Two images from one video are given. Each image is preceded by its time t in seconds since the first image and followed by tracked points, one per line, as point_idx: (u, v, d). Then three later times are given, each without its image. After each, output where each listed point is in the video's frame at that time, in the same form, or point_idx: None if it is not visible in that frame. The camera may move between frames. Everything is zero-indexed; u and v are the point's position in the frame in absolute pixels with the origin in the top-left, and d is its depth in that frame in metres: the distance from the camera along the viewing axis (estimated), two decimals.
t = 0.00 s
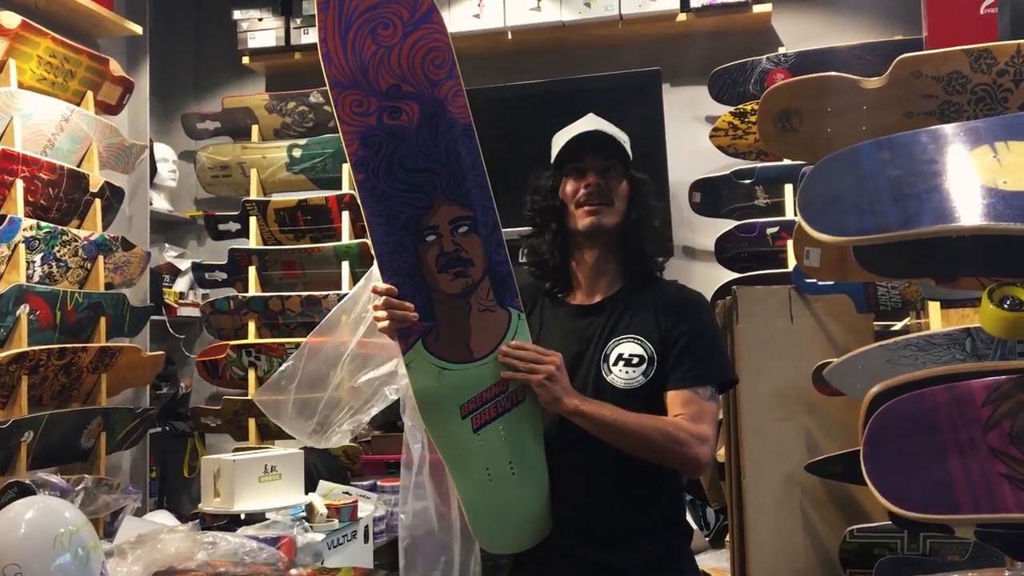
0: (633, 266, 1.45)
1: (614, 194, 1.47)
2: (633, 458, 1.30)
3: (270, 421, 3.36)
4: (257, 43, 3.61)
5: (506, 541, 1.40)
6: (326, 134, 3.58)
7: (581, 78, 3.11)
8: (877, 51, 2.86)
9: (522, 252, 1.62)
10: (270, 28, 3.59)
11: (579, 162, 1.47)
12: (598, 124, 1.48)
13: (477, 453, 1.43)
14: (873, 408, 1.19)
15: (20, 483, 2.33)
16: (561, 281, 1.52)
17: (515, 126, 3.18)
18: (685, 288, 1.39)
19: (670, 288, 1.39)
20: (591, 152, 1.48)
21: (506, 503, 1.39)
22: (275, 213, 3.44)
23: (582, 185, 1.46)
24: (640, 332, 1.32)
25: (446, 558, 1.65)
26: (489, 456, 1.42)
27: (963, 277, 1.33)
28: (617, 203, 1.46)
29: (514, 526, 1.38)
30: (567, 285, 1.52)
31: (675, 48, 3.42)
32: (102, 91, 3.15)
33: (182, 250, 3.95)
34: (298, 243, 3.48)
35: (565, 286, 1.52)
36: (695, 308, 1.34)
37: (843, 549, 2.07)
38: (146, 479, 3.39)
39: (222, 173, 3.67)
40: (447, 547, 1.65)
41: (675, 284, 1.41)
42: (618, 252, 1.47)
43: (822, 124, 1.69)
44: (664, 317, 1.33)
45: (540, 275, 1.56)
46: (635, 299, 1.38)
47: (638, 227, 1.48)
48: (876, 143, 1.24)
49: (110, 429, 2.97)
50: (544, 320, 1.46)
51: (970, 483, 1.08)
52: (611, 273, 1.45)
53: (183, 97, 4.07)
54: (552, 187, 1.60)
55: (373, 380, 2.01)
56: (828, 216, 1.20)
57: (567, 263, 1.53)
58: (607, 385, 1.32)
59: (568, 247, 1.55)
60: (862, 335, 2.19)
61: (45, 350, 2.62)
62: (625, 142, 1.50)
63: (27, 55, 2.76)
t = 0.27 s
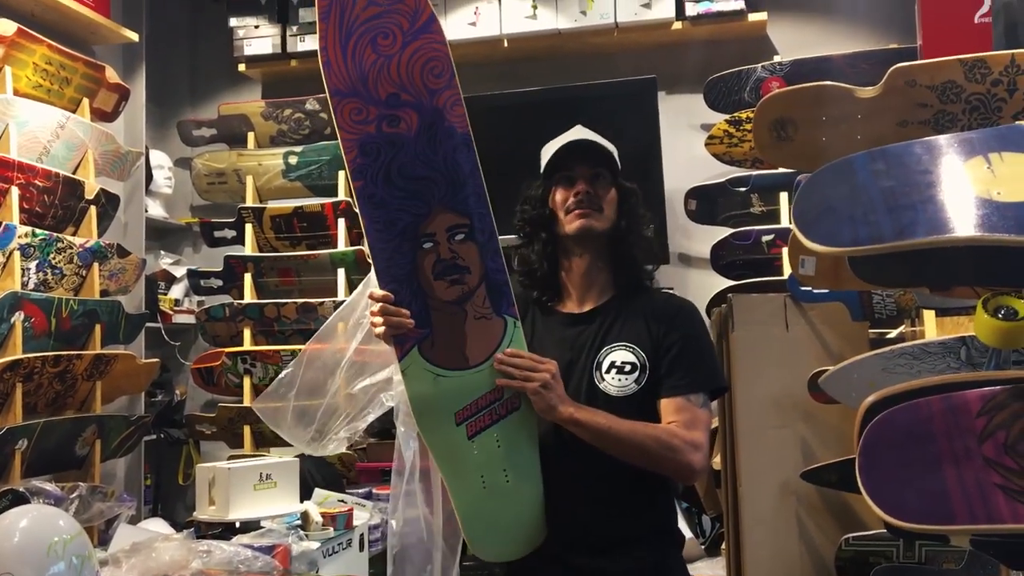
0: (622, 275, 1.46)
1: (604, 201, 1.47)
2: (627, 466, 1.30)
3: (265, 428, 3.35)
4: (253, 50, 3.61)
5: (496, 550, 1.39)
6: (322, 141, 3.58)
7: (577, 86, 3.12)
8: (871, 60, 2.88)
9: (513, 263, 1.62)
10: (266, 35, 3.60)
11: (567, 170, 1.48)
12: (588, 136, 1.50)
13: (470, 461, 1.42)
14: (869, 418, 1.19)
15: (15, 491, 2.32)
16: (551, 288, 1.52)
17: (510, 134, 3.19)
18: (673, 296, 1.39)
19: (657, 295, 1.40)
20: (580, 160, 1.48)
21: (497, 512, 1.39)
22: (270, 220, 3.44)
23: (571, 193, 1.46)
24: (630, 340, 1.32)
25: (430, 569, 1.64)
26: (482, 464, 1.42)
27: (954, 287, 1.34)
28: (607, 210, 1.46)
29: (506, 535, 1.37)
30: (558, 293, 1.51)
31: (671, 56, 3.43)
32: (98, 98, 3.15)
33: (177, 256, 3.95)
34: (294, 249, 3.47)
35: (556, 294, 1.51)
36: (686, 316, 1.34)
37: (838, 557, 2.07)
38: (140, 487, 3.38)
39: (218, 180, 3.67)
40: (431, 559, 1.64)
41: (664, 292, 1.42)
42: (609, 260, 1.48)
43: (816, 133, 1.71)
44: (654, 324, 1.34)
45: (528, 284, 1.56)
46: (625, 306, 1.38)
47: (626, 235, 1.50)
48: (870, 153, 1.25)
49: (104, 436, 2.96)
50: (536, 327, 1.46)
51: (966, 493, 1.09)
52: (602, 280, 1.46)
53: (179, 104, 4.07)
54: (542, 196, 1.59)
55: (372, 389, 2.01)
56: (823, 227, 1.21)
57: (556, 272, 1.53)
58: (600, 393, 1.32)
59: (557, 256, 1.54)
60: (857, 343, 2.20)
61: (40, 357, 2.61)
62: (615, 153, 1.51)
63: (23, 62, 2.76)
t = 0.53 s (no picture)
0: (619, 282, 1.46)
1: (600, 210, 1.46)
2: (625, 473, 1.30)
3: (264, 436, 3.35)
4: (252, 58, 3.62)
5: (494, 559, 1.39)
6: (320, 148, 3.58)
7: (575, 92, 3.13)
8: (868, 66, 2.89)
9: (510, 270, 1.62)
10: (265, 42, 3.61)
11: (563, 179, 1.48)
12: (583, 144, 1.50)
13: (468, 470, 1.43)
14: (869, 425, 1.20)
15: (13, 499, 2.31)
16: (548, 295, 1.52)
17: (508, 141, 3.20)
18: (671, 303, 1.38)
19: (655, 301, 1.40)
20: (577, 169, 1.48)
21: (494, 521, 1.38)
22: (269, 227, 3.44)
23: (567, 201, 1.46)
24: (627, 347, 1.32)
25: None
26: (480, 473, 1.42)
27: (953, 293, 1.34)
28: (602, 219, 1.46)
29: (503, 544, 1.37)
30: (555, 301, 1.51)
31: (669, 63, 3.44)
32: (96, 106, 3.15)
33: (176, 264, 3.95)
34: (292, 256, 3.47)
35: (553, 301, 1.51)
36: (683, 323, 1.34)
37: (838, 563, 2.07)
38: (139, 495, 3.37)
39: (217, 187, 3.67)
40: (431, 568, 1.63)
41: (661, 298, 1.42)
42: (605, 267, 1.48)
43: (814, 140, 1.73)
44: (651, 332, 1.34)
45: (524, 292, 1.56)
46: (623, 313, 1.38)
47: (624, 243, 1.50)
48: (868, 160, 1.26)
49: (103, 444, 2.95)
50: (533, 335, 1.46)
51: (964, 500, 1.08)
52: (598, 287, 1.46)
53: (178, 111, 4.08)
54: (539, 204, 1.60)
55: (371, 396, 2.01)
56: (820, 233, 1.21)
57: (552, 280, 1.53)
58: (597, 401, 1.32)
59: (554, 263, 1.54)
60: (855, 349, 2.20)
61: (38, 365, 2.61)
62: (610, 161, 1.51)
63: (22, 70, 2.76)
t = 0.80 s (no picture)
0: (624, 285, 1.46)
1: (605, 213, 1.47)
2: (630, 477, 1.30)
3: (269, 439, 3.35)
4: (256, 62, 3.63)
5: (499, 563, 1.40)
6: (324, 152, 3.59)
7: (579, 95, 3.13)
8: (872, 68, 2.88)
9: (515, 272, 1.63)
10: (269, 46, 3.61)
11: (568, 182, 1.49)
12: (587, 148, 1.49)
13: (474, 474, 1.43)
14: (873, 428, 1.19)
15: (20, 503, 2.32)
16: (553, 299, 1.52)
17: (512, 143, 3.20)
18: (677, 307, 1.38)
19: (660, 305, 1.40)
20: (580, 173, 1.49)
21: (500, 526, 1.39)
22: (274, 230, 3.45)
23: (572, 206, 1.46)
24: (633, 350, 1.32)
25: None
26: (486, 478, 1.42)
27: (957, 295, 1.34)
28: (607, 223, 1.45)
29: (508, 549, 1.37)
30: (560, 304, 1.52)
31: (672, 65, 3.45)
32: (101, 110, 3.16)
33: (180, 267, 3.96)
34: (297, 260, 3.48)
35: (558, 305, 1.52)
36: (689, 326, 1.34)
37: (844, 565, 2.07)
38: (144, 498, 3.38)
39: (221, 191, 3.68)
40: (436, 571, 1.63)
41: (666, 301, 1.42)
42: (610, 271, 1.49)
43: (817, 141, 1.72)
44: (656, 335, 1.34)
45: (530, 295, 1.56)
46: (628, 317, 1.38)
47: (629, 246, 1.50)
48: (872, 164, 1.26)
49: (108, 448, 2.96)
50: (538, 339, 1.46)
51: (970, 502, 1.08)
52: (603, 290, 1.46)
53: (182, 115, 4.09)
54: (543, 208, 1.60)
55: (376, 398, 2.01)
56: (825, 237, 1.21)
57: (557, 283, 1.53)
58: (603, 405, 1.32)
59: (558, 267, 1.55)
60: (860, 351, 2.20)
61: (44, 369, 2.62)
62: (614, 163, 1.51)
63: (27, 75, 2.78)
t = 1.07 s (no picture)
0: (640, 281, 1.46)
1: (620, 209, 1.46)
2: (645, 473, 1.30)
3: (283, 436, 3.37)
4: (268, 60, 3.64)
5: (515, 559, 1.40)
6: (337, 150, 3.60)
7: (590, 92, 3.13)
8: (887, 62, 2.86)
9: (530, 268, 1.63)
10: (281, 45, 3.63)
11: (582, 178, 1.49)
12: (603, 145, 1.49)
13: (487, 469, 1.43)
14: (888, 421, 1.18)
15: (37, 499, 2.34)
16: (568, 296, 1.52)
17: (523, 141, 3.20)
18: (693, 302, 1.38)
19: (676, 301, 1.39)
20: (595, 168, 1.48)
21: (515, 522, 1.39)
22: (287, 228, 3.47)
23: (587, 202, 1.45)
24: (649, 347, 1.32)
25: None
26: (501, 474, 1.43)
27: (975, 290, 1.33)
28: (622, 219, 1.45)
29: (523, 545, 1.38)
30: (575, 301, 1.52)
31: (684, 61, 3.43)
32: (115, 109, 3.18)
33: (195, 265, 3.98)
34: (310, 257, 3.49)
35: (574, 302, 1.52)
36: (705, 322, 1.33)
37: (858, 562, 2.06)
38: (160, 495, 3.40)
39: (235, 189, 3.70)
40: (452, 567, 1.64)
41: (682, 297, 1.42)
42: (626, 267, 1.48)
43: (833, 136, 1.71)
44: (672, 331, 1.34)
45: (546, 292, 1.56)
46: (644, 313, 1.38)
47: (644, 241, 1.50)
48: (888, 156, 1.24)
49: (123, 445, 2.98)
50: (554, 336, 1.46)
51: (988, 494, 1.08)
52: (618, 286, 1.46)
53: (196, 114, 4.12)
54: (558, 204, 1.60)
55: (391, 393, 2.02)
56: (843, 230, 1.22)
57: (573, 279, 1.54)
58: (618, 401, 1.32)
59: (574, 263, 1.55)
60: (875, 346, 2.19)
61: (60, 366, 2.64)
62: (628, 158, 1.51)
63: (42, 74, 2.80)
